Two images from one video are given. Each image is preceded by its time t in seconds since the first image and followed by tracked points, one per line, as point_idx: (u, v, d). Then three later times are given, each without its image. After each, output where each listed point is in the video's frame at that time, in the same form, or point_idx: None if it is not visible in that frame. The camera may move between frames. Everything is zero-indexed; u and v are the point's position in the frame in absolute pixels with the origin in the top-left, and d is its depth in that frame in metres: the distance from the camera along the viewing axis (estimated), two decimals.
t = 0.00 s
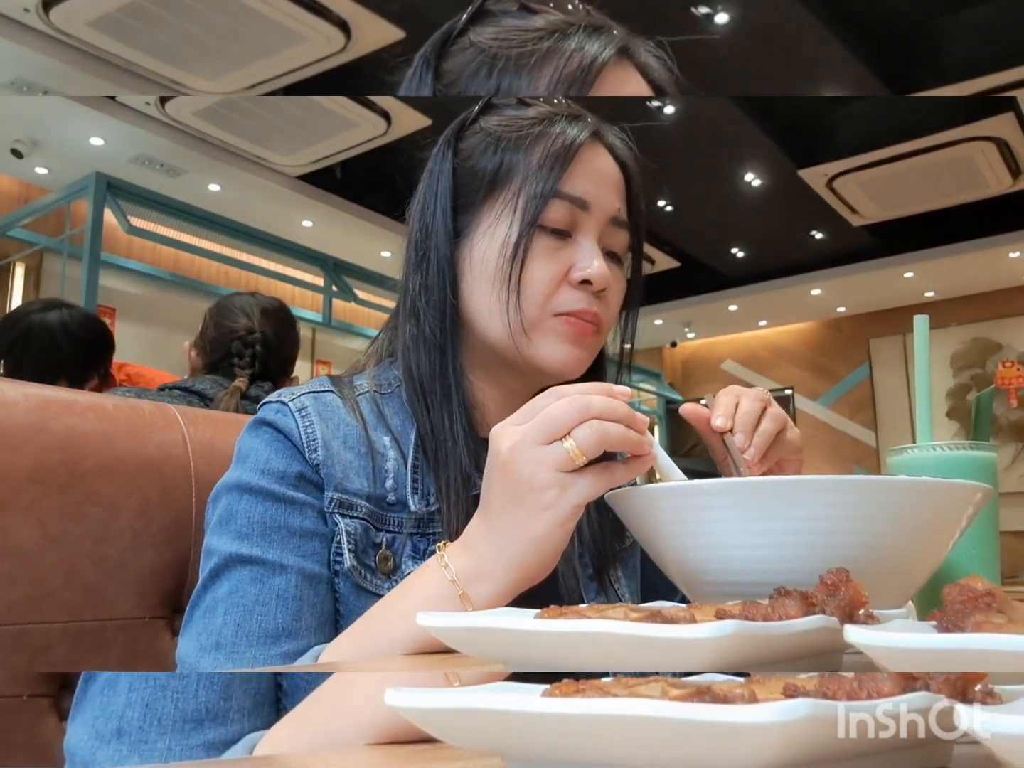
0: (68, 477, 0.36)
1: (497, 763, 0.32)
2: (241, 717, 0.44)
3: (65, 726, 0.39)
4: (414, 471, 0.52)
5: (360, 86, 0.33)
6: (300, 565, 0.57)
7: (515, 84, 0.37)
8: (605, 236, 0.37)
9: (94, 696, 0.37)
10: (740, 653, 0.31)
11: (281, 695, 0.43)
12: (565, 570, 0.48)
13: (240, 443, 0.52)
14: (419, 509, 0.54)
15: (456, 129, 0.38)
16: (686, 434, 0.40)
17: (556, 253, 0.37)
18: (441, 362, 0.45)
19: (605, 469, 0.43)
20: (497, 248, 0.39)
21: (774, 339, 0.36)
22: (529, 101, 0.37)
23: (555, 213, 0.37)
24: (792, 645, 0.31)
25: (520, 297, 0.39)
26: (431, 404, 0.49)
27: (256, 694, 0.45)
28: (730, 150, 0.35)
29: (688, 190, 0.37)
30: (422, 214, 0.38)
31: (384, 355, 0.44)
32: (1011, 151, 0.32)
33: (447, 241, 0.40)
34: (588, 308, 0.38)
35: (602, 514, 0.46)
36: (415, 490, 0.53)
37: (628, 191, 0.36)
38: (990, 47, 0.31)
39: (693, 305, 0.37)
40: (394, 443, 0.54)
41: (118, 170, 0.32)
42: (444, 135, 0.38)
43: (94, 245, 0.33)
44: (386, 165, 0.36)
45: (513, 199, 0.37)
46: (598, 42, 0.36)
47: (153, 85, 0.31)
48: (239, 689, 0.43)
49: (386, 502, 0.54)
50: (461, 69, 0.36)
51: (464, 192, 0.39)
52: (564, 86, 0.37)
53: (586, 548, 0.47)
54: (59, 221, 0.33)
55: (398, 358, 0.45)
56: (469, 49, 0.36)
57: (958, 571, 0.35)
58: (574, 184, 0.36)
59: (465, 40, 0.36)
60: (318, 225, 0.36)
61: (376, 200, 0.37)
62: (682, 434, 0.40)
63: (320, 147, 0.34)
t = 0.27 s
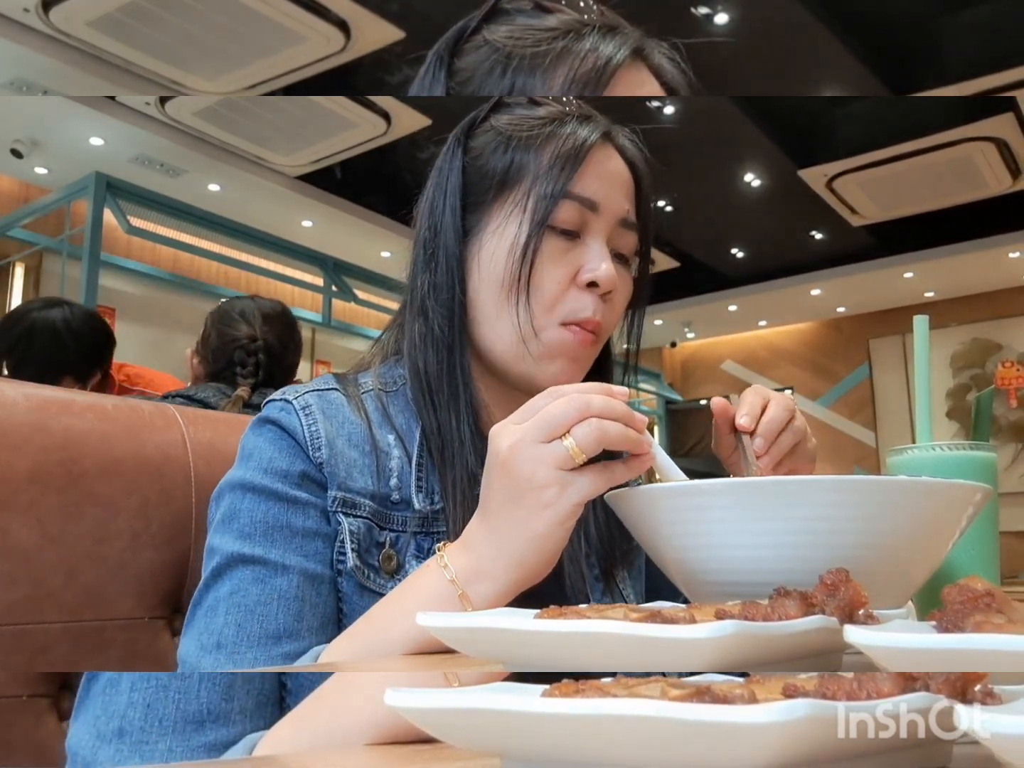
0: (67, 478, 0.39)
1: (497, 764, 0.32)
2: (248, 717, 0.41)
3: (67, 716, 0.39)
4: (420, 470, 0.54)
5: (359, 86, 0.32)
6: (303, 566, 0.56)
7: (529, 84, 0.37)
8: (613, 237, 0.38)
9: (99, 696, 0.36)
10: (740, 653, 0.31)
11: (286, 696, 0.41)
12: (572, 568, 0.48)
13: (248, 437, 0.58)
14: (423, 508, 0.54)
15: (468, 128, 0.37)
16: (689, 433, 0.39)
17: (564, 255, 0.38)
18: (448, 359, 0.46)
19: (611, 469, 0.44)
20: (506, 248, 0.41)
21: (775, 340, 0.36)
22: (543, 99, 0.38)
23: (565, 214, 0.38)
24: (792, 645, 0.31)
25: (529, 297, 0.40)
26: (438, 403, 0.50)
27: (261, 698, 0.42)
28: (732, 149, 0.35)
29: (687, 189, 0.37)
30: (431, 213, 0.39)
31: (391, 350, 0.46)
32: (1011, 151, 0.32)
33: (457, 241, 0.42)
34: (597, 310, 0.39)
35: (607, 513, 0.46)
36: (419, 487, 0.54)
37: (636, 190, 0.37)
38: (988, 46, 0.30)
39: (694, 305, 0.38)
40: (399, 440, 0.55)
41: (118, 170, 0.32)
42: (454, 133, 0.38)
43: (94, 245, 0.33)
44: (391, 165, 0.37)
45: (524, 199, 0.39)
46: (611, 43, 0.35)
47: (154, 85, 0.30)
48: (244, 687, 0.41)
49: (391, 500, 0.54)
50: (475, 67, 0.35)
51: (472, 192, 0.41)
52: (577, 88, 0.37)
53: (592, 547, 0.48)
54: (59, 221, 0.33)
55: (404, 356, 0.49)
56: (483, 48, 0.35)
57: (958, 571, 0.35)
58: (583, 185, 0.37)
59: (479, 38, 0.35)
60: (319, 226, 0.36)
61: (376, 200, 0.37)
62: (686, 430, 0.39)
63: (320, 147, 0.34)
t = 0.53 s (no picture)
0: (67, 478, 0.38)
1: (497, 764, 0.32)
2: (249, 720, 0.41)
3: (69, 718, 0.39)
4: (422, 470, 0.54)
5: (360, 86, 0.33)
6: (304, 566, 0.57)
7: (537, 84, 0.37)
8: (619, 239, 0.37)
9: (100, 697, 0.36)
10: (740, 654, 0.31)
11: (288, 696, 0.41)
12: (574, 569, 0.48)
13: (249, 436, 0.58)
14: (426, 508, 0.54)
15: (473, 127, 0.37)
16: (690, 432, 0.40)
17: (569, 256, 0.37)
18: (454, 356, 0.48)
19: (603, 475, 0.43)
20: (511, 248, 0.40)
21: (774, 341, 0.36)
22: (548, 100, 0.37)
23: (570, 215, 0.37)
24: (792, 645, 0.31)
25: (531, 297, 0.39)
26: (444, 404, 0.52)
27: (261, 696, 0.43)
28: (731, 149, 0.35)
29: (687, 189, 0.36)
30: (436, 213, 0.40)
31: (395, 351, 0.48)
32: (1011, 151, 0.31)
33: (462, 240, 0.42)
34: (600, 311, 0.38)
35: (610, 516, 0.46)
36: (422, 487, 0.54)
37: (642, 190, 0.36)
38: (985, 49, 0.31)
39: (693, 305, 0.37)
40: (402, 440, 0.55)
41: (118, 170, 0.32)
42: (459, 133, 0.37)
43: (94, 245, 0.33)
44: (400, 163, 0.37)
45: (528, 198, 0.38)
46: (621, 44, 0.36)
47: (153, 85, 0.30)
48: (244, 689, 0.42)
49: (393, 500, 0.54)
50: (482, 65, 0.37)
51: (478, 192, 0.41)
52: (585, 89, 0.37)
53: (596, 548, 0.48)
54: (59, 221, 0.33)
55: (408, 356, 0.50)
56: (489, 47, 0.37)
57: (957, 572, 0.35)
58: (589, 186, 0.36)
59: (485, 38, 0.37)
60: (318, 226, 0.36)
61: (376, 200, 0.37)
62: (686, 430, 0.40)
63: (320, 147, 0.34)
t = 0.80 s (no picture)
0: (67, 477, 0.36)
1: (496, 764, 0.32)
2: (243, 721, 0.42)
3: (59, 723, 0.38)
4: (416, 470, 0.54)
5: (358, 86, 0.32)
6: (300, 566, 0.56)
7: (534, 86, 0.36)
8: (615, 242, 0.37)
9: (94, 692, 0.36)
10: (739, 653, 0.31)
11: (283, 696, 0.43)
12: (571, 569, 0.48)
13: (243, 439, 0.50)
14: (421, 508, 0.55)
15: (470, 128, 0.37)
16: (690, 430, 0.39)
17: (565, 257, 0.37)
18: (449, 360, 0.45)
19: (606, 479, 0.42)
20: (507, 249, 0.39)
21: (774, 340, 0.36)
22: (547, 101, 0.37)
23: (567, 215, 0.36)
24: (792, 644, 0.31)
25: (530, 298, 0.39)
26: (439, 403, 0.50)
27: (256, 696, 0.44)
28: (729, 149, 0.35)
29: (688, 189, 0.37)
30: (433, 212, 0.39)
31: (388, 350, 0.46)
32: (1011, 151, 0.32)
33: (458, 241, 0.41)
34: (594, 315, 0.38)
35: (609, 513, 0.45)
36: (417, 488, 0.54)
37: (640, 192, 0.36)
38: (986, 49, 0.30)
39: (693, 305, 0.38)
40: (396, 440, 0.56)
41: (117, 170, 0.33)
42: (455, 131, 0.37)
43: (92, 245, 0.34)
44: (400, 159, 0.37)
45: (525, 200, 0.38)
46: (619, 46, 0.36)
47: (152, 85, 0.31)
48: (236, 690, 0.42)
49: (388, 500, 0.55)
50: (479, 66, 0.36)
51: (474, 191, 0.40)
52: (584, 91, 0.36)
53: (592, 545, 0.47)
54: (58, 221, 0.34)
55: (402, 356, 0.48)
56: (487, 47, 0.35)
57: (956, 571, 0.35)
58: (586, 188, 0.36)
59: (483, 37, 0.35)
60: (318, 226, 0.36)
61: (376, 200, 0.38)
62: (684, 430, 0.39)
63: (320, 147, 0.34)
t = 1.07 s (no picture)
0: (67, 477, 0.36)
1: (496, 763, 0.32)
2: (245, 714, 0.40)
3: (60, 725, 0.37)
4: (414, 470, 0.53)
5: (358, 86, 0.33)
6: (300, 563, 0.58)
7: (536, 90, 0.36)
8: (614, 244, 0.37)
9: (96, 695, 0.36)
10: (739, 654, 0.31)
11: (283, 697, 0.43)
12: (567, 574, 0.46)
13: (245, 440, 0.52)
14: (419, 509, 0.55)
15: (471, 129, 0.37)
16: (689, 431, 0.38)
17: (565, 260, 0.37)
18: (450, 361, 0.45)
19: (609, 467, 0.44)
20: (507, 252, 0.40)
21: (774, 341, 0.36)
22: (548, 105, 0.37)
23: (568, 217, 0.37)
24: (792, 644, 0.31)
25: (531, 300, 0.39)
26: (439, 401, 0.48)
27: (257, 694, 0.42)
28: (727, 147, 0.35)
29: (688, 190, 0.37)
30: (434, 212, 0.39)
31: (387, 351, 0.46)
32: (1011, 151, 0.32)
33: (459, 241, 0.41)
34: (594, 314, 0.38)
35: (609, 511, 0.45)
36: (415, 489, 0.53)
37: (637, 198, 0.36)
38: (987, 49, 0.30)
39: (692, 305, 0.37)
40: (394, 440, 0.55)
41: (116, 170, 0.32)
42: (456, 134, 0.37)
43: (92, 243, 0.33)
44: (397, 160, 0.37)
45: (526, 202, 0.38)
46: (619, 52, 0.35)
47: (152, 85, 0.31)
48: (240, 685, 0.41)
49: (387, 500, 0.55)
50: (481, 68, 0.36)
51: (475, 193, 0.40)
52: (585, 94, 0.36)
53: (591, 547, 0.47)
54: (58, 221, 0.33)
55: (402, 356, 0.48)
56: (489, 50, 0.35)
57: (956, 569, 0.36)
58: (587, 191, 0.37)
59: (485, 40, 0.35)
60: (318, 226, 0.35)
61: (376, 200, 0.37)
62: (684, 431, 0.38)
63: (320, 147, 0.34)
